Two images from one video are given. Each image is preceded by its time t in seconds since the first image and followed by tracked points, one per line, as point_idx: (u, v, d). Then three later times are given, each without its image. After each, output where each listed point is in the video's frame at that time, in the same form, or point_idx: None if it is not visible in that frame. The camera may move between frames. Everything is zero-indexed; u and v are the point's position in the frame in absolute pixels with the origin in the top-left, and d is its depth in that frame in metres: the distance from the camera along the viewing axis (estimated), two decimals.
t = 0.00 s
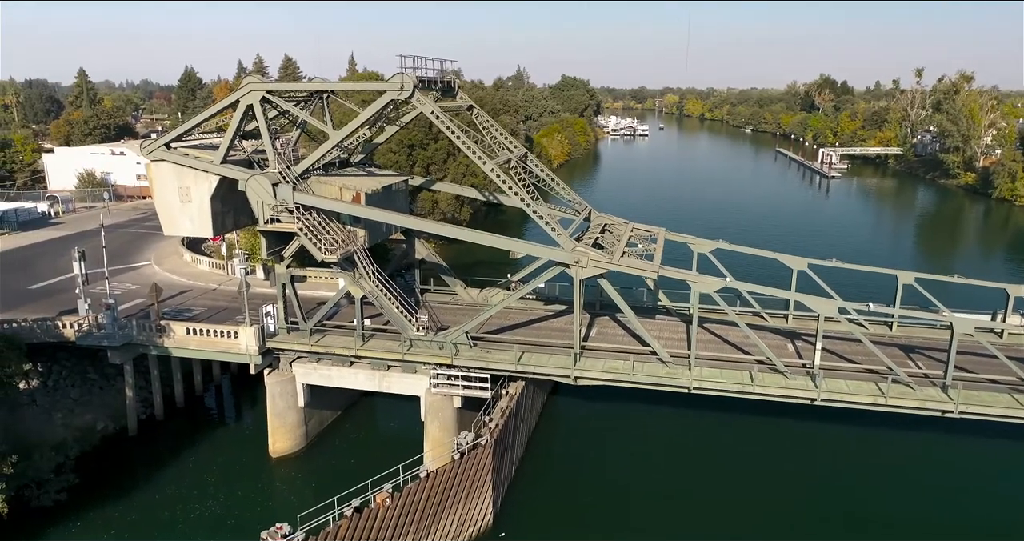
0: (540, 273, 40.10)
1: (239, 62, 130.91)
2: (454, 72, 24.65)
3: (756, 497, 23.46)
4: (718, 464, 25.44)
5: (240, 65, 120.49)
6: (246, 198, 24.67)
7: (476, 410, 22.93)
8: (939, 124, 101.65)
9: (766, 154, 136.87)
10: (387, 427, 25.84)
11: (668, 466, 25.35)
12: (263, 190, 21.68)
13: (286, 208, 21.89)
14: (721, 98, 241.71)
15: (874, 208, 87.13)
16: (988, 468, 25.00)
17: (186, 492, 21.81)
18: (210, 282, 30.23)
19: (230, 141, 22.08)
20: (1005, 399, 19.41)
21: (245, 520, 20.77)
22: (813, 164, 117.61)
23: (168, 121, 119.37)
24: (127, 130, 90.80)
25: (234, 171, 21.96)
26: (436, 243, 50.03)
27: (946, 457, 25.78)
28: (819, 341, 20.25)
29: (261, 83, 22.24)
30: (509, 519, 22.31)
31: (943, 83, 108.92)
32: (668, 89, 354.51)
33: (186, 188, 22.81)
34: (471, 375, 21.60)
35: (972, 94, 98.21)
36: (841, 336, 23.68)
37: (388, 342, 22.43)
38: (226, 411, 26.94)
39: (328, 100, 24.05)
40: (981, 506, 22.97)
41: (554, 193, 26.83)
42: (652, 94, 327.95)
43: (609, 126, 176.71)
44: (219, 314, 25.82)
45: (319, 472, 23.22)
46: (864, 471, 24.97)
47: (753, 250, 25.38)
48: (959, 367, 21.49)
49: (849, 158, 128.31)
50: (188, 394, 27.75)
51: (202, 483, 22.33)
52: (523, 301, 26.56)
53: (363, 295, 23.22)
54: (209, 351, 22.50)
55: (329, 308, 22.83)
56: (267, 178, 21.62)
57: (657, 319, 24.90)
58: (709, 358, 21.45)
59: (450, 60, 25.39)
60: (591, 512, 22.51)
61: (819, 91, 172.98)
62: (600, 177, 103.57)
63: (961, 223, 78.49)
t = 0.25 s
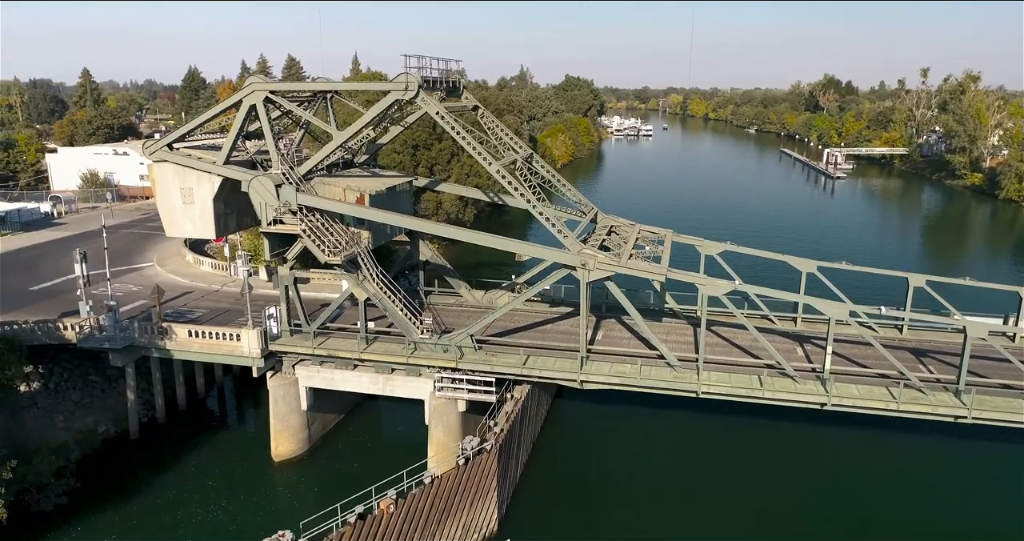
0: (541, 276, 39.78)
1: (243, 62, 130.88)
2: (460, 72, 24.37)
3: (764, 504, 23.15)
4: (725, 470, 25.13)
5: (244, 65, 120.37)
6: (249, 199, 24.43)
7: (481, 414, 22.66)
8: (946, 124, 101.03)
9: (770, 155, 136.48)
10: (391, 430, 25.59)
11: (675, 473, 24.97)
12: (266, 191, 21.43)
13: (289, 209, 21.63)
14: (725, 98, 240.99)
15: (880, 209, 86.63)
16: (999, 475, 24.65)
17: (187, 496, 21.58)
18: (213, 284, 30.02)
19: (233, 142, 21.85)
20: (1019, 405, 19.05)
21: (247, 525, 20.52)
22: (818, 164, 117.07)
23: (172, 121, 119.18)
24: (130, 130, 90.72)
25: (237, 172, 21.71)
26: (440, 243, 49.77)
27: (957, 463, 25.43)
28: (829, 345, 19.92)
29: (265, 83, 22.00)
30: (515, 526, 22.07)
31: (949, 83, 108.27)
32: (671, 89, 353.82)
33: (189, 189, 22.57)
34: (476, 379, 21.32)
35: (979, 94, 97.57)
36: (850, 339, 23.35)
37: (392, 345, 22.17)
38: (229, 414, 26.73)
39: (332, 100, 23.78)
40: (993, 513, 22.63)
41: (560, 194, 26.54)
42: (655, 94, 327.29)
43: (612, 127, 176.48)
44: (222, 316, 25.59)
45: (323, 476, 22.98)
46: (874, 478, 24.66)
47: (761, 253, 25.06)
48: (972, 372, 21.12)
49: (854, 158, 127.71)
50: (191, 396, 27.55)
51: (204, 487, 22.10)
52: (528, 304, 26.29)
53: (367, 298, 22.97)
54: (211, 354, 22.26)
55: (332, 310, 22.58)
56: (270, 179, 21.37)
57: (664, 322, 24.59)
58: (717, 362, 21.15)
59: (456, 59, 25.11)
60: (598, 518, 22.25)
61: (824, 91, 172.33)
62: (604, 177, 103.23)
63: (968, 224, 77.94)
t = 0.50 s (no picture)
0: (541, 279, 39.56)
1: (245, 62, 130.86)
2: (464, 72, 24.09)
3: (772, 510, 22.84)
4: (732, 474, 24.81)
5: (247, 65, 120.40)
6: (251, 200, 24.18)
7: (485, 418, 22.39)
8: (951, 124, 100.58)
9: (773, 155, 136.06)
10: (394, 434, 25.34)
11: (681, 478, 24.63)
12: (268, 192, 21.17)
13: (291, 211, 21.36)
14: (728, 98, 240.55)
15: (885, 209, 86.22)
16: (1011, 480, 24.30)
17: (188, 501, 21.33)
18: (214, 285, 29.80)
19: (234, 142, 21.60)
20: None
21: (248, 531, 20.26)
22: (822, 165, 116.68)
23: (175, 121, 119.13)
24: (133, 130, 90.69)
25: (239, 173, 21.46)
26: (443, 244, 49.53)
27: (967, 468, 25.09)
28: (839, 349, 19.60)
29: (267, 83, 21.75)
30: (520, 531, 21.78)
31: (954, 83, 107.78)
32: (674, 89, 353.40)
33: (190, 190, 22.33)
34: (481, 383, 21.05)
35: (984, 94, 97.10)
36: (860, 343, 23.04)
37: (395, 348, 21.91)
38: (231, 417, 26.49)
39: (335, 100, 23.53)
40: (1005, 519, 22.28)
41: (565, 195, 26.27)
42: (658, 94, 326.81)
43: (615, 127, 176.21)
44: (223, 318, 25.35)
45: (325, 480, 22.73)
46: (883, 483, 24.33)
47: (769, 255, 24.75)
48: (984, 376, 20.80)
49: (858, 158, 127.27)
50: (192, 399, 27.31)
51: (205, 492, 21.84)
52: (532, 306, 26.02)
53: (370, 300, 22.71)
54: (213, 357, 22.02)
55: (335, 313, 22.33)
56: (272, 181, 21.12)
57: (670, 325, 24.32)
58: (725, 366, 20.85)
59: (460, 59, 24.83)
60: (604, 524, 21.94)
61: (828, 91, 171.93)
62: (607, 177, 102.94)
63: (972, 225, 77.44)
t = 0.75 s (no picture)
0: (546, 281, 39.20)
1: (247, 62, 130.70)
2: (467, 72, 23.82)
3: (780, 515, 22.54)
4: (739, 479, 24.51)
5: (249, 65, 120.30)
6: (253, 201, 23.93)
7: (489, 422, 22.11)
8: (956, 124, 100.07)
9: (776, 155, 135.68)
10: (397, 437, 25.08)
11: (687, 482, 24.33)
12: (270, 194, 20.93)
13: (293, 212, 21.11)
14: (731, 98, 240.04)
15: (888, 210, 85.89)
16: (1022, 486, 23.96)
17: (188, 506, 21.08)
18: (216, 287, 29.56)
19: (236, 143, 21.35)
20: None
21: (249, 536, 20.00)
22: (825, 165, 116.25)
23: (177, 120, 119.05)
24: (135, 130, 90.55)
25: (241, 174, 21.21)
26: (445, 245, 49.27)
27: (977, 473, 24.76)
28: (849, 353, 19.28)
29: (268, 83, 21.49)
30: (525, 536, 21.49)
31: (959, 83, 107.25)
32: (676, 89, 352.97)
33: (191, 191, 22.08)
34: (485, 387, 20.78)
35: (989, 94, 96.52)
36: (869, 346, 22.73)
37: (398, 352, 21.66)
38: (232, 420, 26.26)
39: (337, 100, 23.27)
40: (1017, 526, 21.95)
41: (570, 196, 26.01)
42: (660, 94, 326.47)
43: (617, 127, 175.89)
44: (224, 321, 25.11)
45: (327, 485, 22.48)
46: (892, 488, 24.02)
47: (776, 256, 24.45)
48: (995, 381, 20.48)
49: (862, 158, 126.78)
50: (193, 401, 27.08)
51: (206, 496, 21.60)
52: (536, 308, 25.75)
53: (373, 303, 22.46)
54: (214, 360, 21.77)
55: (337, 315, 22.07)
56: (274, 182, 20.87)
57: (675, 328, 24.05)
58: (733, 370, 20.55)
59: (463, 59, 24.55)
60: (610, 530, 21.65)
61: (831, 91, 171.44)
62: (610, 178, 102.62)
63: (976, 226, 77.09)
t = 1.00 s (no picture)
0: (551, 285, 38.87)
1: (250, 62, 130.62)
2: (470, 71, 23.53)
3: (787, 521, 22.26)
4: (746, 484, 24.22)
5: (250, 65, 120.37)
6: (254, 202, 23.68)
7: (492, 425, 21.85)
8: (960, 124, 99.61)
9: (779, 155, 135.14)
10: (400, 440, 24.83)
11: (693, 487, 24.02)
12: (271, 195, 20.69)
13: (294, 214, 20.88)
14: (733, 98, 239.54)
15: (892, 210, 85.61)
16: None
17: (188, 511, 20.83)
18: (217, 289, 29.32)
19: (236, 144, 21.10)
20: None
21: None
22: (829, 165, 115.84)
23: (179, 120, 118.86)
24: (137, 130, 90.35)
25: (242, 175, 20.96)
26: (448, 246, 48.96)
27: (987, 479, 24.45)
28: (860, 356, 18.93)
29: (269, 83, 21.21)
30: None
31: (964, 83, 106.77)
32: (678, 89, 352.53)
33: (192, 192, 21.85)
34: (488, 390, 20.49)
35: (994, 94, 96.03)
36: (878, 350, 22.41)
37: (401, 355, 21.39)
38: (233, 423, 26.02)
39: (339, 100, 22.97)
40: None
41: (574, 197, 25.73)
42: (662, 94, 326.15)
43: (620, 127, 175.53)
44: (225, 323, 24.87)
45: (329, 489, 22.23)
46: (901, 494, 23.71)
47: (783, 258, 24.13)
48: (1007, 386, 20.16)
49: (865, 159, 126.33)
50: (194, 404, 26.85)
51: (207, 501, 21.36)
52: (540, 311, 25.47)
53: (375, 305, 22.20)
54: (214, 363, 21.54)
55: (340, 318, 21.82)
56: (275, 183, 20.62)
57: (681, 330, 23.78)
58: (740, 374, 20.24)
59: (467, 58, 24.25)
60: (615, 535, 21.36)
61: (834, 91, 170.93)
62: (613, 178, 102.27)
63: (980, 227, 76.57)
